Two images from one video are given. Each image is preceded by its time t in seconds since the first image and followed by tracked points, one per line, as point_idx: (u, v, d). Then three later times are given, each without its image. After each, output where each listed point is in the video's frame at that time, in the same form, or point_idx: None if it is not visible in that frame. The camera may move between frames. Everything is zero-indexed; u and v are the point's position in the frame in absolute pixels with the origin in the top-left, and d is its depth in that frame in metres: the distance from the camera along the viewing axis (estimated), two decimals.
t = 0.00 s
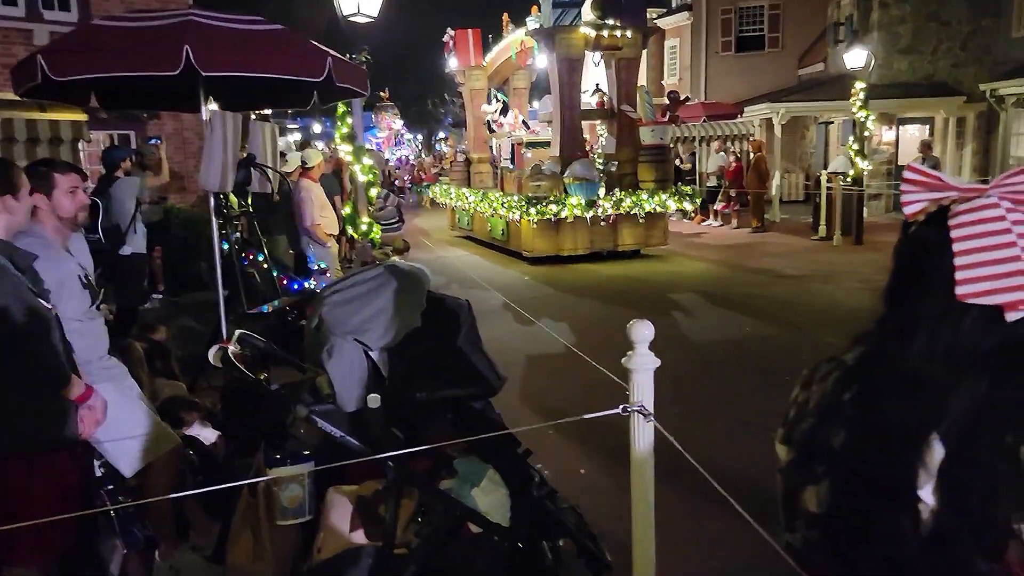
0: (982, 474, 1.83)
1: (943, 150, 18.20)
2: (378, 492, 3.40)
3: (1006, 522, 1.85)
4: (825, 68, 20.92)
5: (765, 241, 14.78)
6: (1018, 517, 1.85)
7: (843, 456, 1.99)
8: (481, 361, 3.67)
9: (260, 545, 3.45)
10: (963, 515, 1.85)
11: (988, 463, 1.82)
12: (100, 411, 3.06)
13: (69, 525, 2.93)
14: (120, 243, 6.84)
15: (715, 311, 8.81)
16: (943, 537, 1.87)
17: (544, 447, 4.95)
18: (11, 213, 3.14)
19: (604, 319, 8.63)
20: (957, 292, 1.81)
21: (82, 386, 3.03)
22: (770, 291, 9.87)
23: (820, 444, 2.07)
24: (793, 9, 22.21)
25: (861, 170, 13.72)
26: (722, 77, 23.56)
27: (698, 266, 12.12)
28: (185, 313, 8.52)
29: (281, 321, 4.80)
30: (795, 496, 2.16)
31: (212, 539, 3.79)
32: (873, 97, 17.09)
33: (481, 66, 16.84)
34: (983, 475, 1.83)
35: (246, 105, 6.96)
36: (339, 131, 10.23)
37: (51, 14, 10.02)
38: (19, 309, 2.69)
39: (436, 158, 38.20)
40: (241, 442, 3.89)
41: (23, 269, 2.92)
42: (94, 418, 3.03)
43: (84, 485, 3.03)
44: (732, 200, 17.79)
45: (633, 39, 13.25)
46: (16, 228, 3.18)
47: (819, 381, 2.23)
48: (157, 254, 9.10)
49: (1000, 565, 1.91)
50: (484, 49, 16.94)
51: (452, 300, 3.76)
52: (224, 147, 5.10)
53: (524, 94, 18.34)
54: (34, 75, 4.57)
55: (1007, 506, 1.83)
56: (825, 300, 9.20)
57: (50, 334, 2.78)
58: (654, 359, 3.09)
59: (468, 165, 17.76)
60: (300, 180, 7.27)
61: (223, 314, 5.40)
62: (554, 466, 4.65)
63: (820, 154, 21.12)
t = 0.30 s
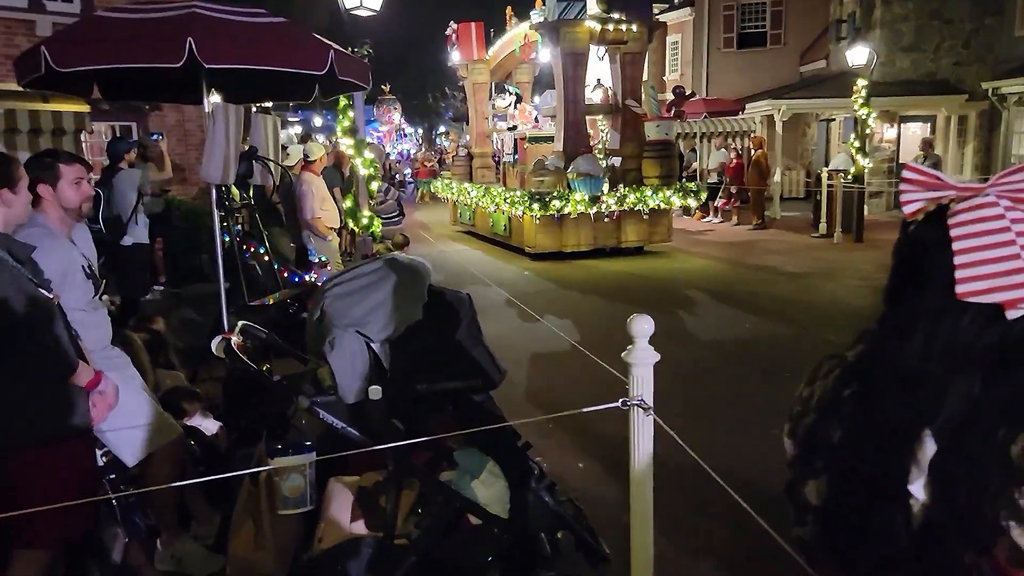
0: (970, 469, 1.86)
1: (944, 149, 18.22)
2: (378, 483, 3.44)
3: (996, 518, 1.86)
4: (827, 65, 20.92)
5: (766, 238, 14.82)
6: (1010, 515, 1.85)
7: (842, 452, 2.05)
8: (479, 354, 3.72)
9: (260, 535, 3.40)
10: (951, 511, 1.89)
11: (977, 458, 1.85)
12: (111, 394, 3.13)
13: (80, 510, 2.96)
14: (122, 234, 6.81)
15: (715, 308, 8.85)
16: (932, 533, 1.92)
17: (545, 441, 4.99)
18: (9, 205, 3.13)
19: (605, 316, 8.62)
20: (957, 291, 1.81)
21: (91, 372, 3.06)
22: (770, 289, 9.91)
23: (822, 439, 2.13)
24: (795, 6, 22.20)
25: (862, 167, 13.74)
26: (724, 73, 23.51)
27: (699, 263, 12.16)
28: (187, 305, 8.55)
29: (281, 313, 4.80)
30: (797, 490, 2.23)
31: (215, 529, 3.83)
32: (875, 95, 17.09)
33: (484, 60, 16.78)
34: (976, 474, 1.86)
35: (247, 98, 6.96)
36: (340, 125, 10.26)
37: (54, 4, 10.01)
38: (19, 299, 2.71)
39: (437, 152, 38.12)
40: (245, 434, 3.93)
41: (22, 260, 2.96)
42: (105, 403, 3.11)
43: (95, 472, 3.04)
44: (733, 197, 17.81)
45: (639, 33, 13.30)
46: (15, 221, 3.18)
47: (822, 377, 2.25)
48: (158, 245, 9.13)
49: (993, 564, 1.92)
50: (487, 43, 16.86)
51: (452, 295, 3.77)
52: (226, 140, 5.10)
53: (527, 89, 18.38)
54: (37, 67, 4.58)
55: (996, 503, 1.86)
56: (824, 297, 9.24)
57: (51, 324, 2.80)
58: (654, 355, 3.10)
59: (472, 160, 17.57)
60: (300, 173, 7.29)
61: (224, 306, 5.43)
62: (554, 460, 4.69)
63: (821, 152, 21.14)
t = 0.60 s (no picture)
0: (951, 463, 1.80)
1: (943, 147, 18.24)
2: (374, 476, 3.46)
3: (970, 512, 1.80)
4: (827, 62, 20.92)
5: (763, 235, 14.84)
6: (983, 507, 1.80)
7: (832, 443, 2.05)
8: (478, 350, 3.72)
9: (255, 528, 3.42)
10: (925, 501, 1.83)
11: (949, 447, 1.79)
12: (106, 389, 3.14)
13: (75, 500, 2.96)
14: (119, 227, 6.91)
15: (711, 305, 8.87)
16: (907, 524, 1.87)
17: (541, 436, 5.02)
18: (14, 196, 3.07)
19: (602, 313, 8.61)
20: (945, 286, 1.81)
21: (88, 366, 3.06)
22: (766, 286, 9.93)
23: (814, 430, 2.12)
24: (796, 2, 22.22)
25: (860, 164, 13.75)
26: (723, 70, 23.48)
27: (697, 259, 12.17)
28: (184, 298, 8.57)
29: (279, 308, 4.81)
30: (793, 477, 2.24)
31: (211, 521, 3.84)
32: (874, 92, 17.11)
33: (484, 54, 16.71)
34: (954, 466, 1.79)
35: (245, 92, 6.97)
36: (339, 119, 10.17)
37: None
38: (19, 292, 2.71)
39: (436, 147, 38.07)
40: (242, 426, 3.97)
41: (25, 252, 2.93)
42: (101, 397, 3.11)
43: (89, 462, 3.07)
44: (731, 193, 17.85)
45: (642, 28, 13.33)
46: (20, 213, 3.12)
47: (818, 371, 2.26)
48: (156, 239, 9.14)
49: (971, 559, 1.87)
50: (488, 36, 16.81)
51: (450, 290, 3.75)
52: (224, 133, 5.11)
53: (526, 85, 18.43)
54: (35, 59, 4.59)
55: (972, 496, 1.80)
56: (820, 295, 9.26)
57: (50, 317, 2.80)
58: (649, 350, 3.13)
59: (472, 155, 17.59)
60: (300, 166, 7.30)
61: (221, 301, 5.44)
62: (550, 455, 4.72)
63: (819, 149, 21.16)
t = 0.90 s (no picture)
0: (923, 463, 1.85)
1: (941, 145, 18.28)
2: (369, 470, 3.49)
3: (937, 506, 1.87)
4: (826, 59, 20.92)
5: (761, 232, 14.87)
6: (950, 504, 1.87)
7: (818, 436, 2.06)
8: (472, 342, 3.71)
9: (251, 520, 3.45)
10: (898, 492, 1.88)
11: (925, 444, 1.85)
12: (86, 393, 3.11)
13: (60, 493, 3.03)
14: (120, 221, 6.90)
15: (707, 302, 8.89)
16: (881, 516, 1.92)
17: (536, 430, 5.04)
18: (40, 192, 3.13)
19: (600, 309, 8.63)
20: (925, 285, 1.83)
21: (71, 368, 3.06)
22: (762, 283, 9.97)
23: (800, 425, 2.14)
24: None
25: (858, 162, 13.75)
26: (722, 66, 23.39)
27: (694, 257, 12.19)
28: (182, 292, 8.59)
29: (276, 301, 4.82)
30: (777, 469, 2.25)
31: (207, 512, 3.87)
32: (872, 89, 17.12)
33: (485, 49, 16.68)
34: (930, 463, 1.85)
35: (241, 85, 6.96)
36: (337, 113, 10.18)
37: None
38: (13, 286, 2.71)
39: (436, 142, 38.02)
40: (239, 418, 4.01)
41: (39, 247, 2.96)
42: (81, 401, 3.10)
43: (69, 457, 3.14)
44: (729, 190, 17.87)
45: (645, 22, 13.21)
46: (42, 206, 3.18)
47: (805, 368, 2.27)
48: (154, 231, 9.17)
49: (938, 552, 1.94)
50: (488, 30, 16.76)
51: (445, 284, 3.73)
52: (222, 127, 5.10)
53: (527, 80, 18.33)
54: (32, 52, 4.59)
55: (935, 488, 1.86)
56: (815, 292, 9.30)
57: (44, 312, 2.79)
58: (643, 346, 3.14)
59: (472, 150, 17.64)
60: (297, 161, 7.31)
61: (218, 293, 5.46)
62: (545, 448, 4.76)
63: (818, 146, 21.18)
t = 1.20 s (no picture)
0: (912, 459, 1.86)
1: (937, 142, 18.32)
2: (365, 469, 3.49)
3: (927, 502, 1.88)
4: (823, 56, 20.94)
5: (759, 229, 14.89)
6: (941, 500, 1.89)
7: (807, 432, 2.02)
8: (468, 339, 3.71)
9: (248, 519, 3.45)
10: (891, 490, 1.88)
11: (915, 442, 1.85)
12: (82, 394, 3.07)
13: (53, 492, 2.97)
14: (128, 220, 6.99)
15: (705, 300, 8.91)
16: (872, 516, 1.91)
17: (532, 428, 5.05)
18: (42, 192, 3.13)
19: (597, 307, 8.63)
20: (912, 282, 1.84)
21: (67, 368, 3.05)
22: (758, 281, 10.00)
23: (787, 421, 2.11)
24: None
25: (855, 159, 13.76)
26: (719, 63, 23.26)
27: (692, 255, 12.21)
28: (180, 291, 8.59)
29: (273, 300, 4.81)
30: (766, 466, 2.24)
31: (204, 510, 3.87)
32: (869, 87, 17.17)
33: (484, 46, 16.72)
34: (919, 460, 1.86)
35: (237, 83, 6.95)
36: (334, 111, 10.20)
37: None
38: (8, 285, 2.73)
39: (434, 140, 37.99)
40: (235, 416, 4.02)
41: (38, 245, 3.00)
42: (77, 402, 3.04)
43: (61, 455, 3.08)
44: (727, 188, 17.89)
45: (646, 19, 13.08)
46: (45, 208, 3.19)
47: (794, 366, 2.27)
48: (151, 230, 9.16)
49: (930, 548, 1.95)
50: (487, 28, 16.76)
51: (440, 282, 3.73)
52: (219, 125, 5.11)
53: (525, 77, 18.22)
54: (29, 50, 4.59)
55: (926, 484, 1.87)
56: (811, 290, 9.33)
57: (40, 309, 2.82)
58: (638, 343, 3.14)
59: (470, 148, 17.70)
60: (295, 159, 7.31)
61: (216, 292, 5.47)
62: (541, 445, 4.77)
63: (815, 143, 21.20)
